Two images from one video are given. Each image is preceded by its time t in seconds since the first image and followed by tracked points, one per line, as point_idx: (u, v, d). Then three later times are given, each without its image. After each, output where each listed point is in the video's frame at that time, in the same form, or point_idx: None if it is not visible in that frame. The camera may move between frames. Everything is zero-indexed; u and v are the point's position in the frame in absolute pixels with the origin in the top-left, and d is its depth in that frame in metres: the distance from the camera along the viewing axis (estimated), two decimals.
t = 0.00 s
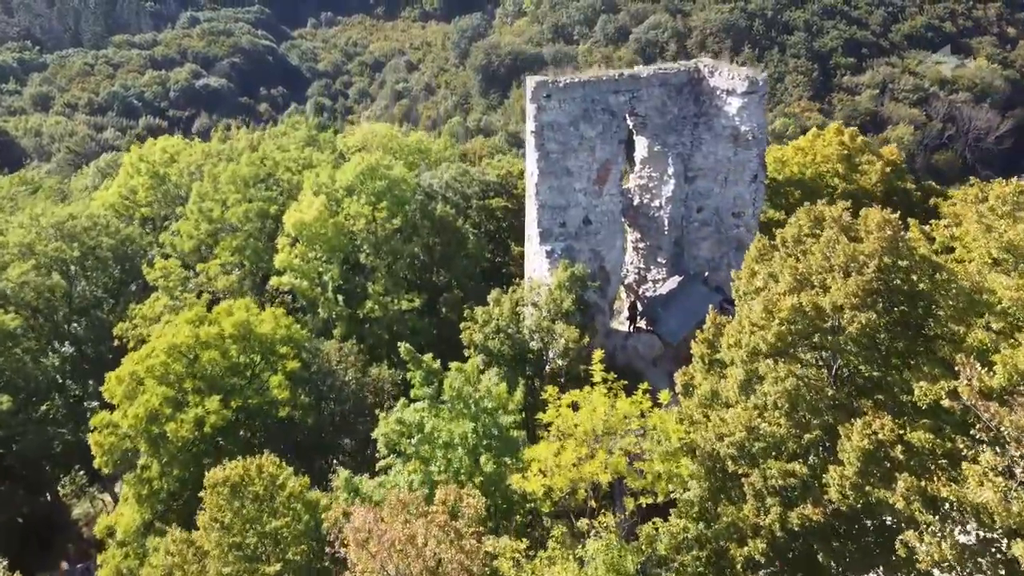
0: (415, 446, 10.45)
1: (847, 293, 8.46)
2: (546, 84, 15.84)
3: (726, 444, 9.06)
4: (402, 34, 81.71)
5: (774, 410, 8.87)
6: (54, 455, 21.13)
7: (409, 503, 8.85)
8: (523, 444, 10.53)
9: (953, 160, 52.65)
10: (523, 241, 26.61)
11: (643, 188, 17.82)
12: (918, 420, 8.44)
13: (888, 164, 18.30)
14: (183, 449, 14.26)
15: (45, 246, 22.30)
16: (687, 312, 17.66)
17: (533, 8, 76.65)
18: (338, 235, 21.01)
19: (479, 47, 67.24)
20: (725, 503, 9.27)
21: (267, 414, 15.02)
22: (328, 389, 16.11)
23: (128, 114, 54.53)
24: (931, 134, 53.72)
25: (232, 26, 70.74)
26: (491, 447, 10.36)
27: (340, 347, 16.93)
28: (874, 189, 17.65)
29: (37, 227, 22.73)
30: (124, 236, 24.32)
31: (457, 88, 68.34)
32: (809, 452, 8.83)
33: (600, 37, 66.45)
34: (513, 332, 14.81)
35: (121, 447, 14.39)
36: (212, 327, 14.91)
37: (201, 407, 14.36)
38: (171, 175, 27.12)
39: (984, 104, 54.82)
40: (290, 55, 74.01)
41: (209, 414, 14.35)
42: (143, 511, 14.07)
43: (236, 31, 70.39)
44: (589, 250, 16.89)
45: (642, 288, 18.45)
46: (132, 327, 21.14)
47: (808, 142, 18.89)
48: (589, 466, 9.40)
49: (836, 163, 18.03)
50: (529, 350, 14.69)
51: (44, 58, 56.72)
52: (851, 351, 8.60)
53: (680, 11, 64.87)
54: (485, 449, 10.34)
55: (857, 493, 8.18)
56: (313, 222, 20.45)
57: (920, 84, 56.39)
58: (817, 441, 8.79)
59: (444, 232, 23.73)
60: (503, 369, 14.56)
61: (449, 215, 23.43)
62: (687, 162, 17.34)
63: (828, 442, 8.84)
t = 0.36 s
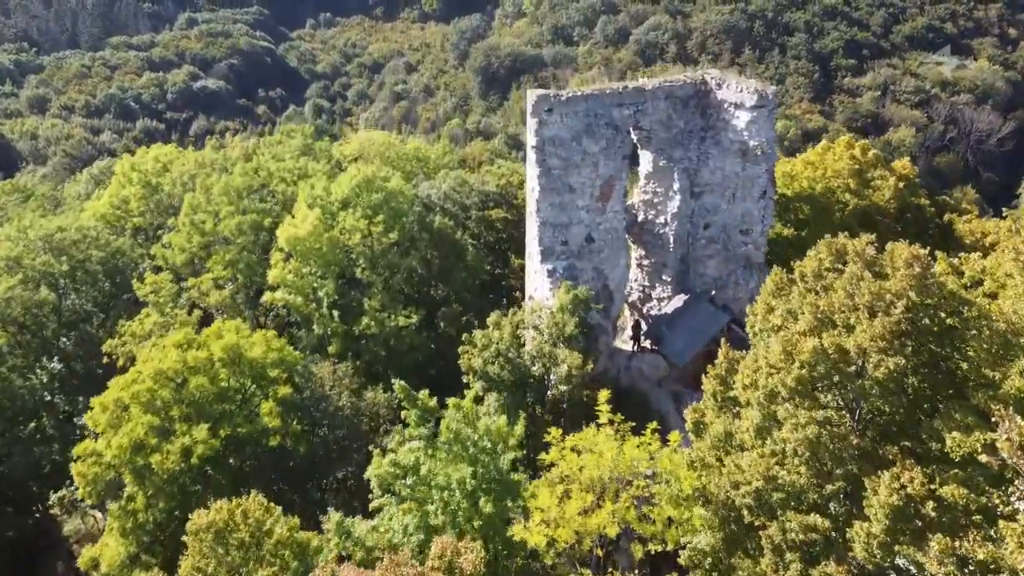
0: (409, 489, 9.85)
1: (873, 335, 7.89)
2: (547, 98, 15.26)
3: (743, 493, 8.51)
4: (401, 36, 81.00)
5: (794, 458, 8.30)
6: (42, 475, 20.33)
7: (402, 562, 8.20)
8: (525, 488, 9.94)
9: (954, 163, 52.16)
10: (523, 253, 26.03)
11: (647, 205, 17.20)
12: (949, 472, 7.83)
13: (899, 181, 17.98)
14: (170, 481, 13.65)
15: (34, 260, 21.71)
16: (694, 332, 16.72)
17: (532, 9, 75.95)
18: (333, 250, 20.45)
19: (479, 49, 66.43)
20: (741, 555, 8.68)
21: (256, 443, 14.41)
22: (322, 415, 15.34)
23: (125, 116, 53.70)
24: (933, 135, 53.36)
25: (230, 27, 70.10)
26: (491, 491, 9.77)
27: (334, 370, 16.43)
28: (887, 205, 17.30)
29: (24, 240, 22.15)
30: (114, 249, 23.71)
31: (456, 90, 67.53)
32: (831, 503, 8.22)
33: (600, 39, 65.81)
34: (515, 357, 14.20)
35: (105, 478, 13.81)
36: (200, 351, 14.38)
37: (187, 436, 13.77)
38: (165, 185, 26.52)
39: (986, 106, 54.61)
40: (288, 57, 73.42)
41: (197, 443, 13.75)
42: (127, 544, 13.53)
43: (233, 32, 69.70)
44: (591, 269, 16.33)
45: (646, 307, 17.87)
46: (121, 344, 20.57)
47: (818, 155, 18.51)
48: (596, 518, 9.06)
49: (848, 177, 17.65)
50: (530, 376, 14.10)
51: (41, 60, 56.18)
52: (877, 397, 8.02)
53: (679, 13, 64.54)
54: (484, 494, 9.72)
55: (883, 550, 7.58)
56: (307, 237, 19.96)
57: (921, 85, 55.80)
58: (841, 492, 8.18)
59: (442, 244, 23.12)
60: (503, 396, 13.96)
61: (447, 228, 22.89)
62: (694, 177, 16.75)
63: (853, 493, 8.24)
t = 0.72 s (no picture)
0: (399, 538, 9.24)
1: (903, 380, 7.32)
2: (548, 112, 14.68)
3: (761, 549, 7.90)
4: (400, 37, 80.23)
5: (816, 512, 7.68)
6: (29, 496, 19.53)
7: None
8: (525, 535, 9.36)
9: (957, 163, 52.27)
10: (523, 266, 25.48)
11: (652, 221, 16.65)
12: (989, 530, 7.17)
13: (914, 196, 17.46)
14: (154, 515, 13.09)
15: (20, 273, 21.05)
16: (697, 355, 16.06)
17: (531, 10, 75.25)
18: (328, 265, 19.76)
19: (478, 50, 65.75)
20: None
21: (243, 473, 13.75)
22: (313, 442, 14.67)
23: (122, 118, 53.26)
24: (934, 137, 52.84)
25: (228, 28, 69.47)
26: (489, 542, 9.16)
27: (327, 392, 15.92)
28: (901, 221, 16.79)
29: (10, 253, 21.51)
30: (103, 262, 23.10)
31: (456, 91, 66.73)
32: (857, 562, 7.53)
33: (600, 40, 65.23)
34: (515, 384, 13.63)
35: (85, 511, 13.21)
36: (186, 377, 13.85)
37: (172, 468, 13.19)
38: (155, 195, 25.79)
39: (988, 108, 54.33)
40: (287, 59, 72.82)
41: (181, 475, 13.16)
42: None
43: (232, 32, 69.01)
44: (594, 289, 15.75)
45: (651, 326, 17.27)
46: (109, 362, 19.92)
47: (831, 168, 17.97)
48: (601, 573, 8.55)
49: (861, 192, 17.15)
50: (530, 404, 13.51)
51: (38, 62, 55.74)
52: (908, 447, 7.44)
53: (679, 14, 64.09)
54: (481, 547, 9.13)
55: None
56: (300, 252, 19.29)
57: (923, 87, 55.20)
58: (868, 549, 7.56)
59: (440, 257, 22.41)
60: (502, 425, 13.43)
61: (445, 240, 22.32)
62: (700, 193, 16.16)
63: (881, 550, 7.61)
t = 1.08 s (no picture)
0: None
1: (941, 441, 7.60)
2: (547, 128, 14.07)
3: None
4: (397, 38, 79.54)
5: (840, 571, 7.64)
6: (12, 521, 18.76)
7: None
8: None
9: (958, 165, 52.29)
10: (521, 278, 24.91)
11: (654, 238, 16.07)
12: None
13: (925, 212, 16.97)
14: (134, 553, 12.45)
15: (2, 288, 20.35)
16: (702, 380, 15.45)
17: (529, 11, 74.60)
18: (320, 282, 19.08)
19: (476, 52, 65.14)
20: None
21: (229, 508, 13.18)
22: (303, 472, 14.26)
23: (117, 121, 52.60)
24: (934, 139, 52.35)
25: (224, 30, 68.79)
26: None
27: (317, 419, 15.35)
28: (913, 239, 16.27)
29: None
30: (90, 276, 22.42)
31: (453, 93, 65.93)
32: None
33: (598, 41, 64.66)
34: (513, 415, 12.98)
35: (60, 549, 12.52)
36: (169, 406, 13.23)
37: (154, 504, 12.57)
38: (144, 205, 25.05)
39: (987, 110, 54.12)
40: (283, 60, 72.16)
41: (164, 511, 12.53)
42: None
43: (228, 34, 68.35)
44: (595, 310, 15.19)
45: (654, 346, 16.72)
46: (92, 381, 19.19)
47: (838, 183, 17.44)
48: None
49: (871, 208, 16.61)
50: (529, 434, 12.88)
51: (32, 64, 55.09)
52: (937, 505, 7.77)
53: (678, 16, 63.67)
54: None
55: None
56: (291, 269, 18.58)
57: (922, 88, 54.82)
58: None
59: (435, 271, 21.85)
60: (499, 456, 12.80)
61: (441, 253, 21.78)
62: (705, 210, 15.60)
63: None
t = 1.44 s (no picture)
0: None
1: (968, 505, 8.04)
2: (545, 143, 13.46)
3: None
4: (392, 38, 78.83)
5: None
6: None
7: None
8: None
9: (956, 168, 51.72)
10: (518, 292, 24.02)
11: (655, 255, 15.47)
12: None
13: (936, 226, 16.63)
14: None
15: None
16: (706, 404, 14.82)
17: (525, 11, 73.94)
18: (309, 299, 18.41)
19: (471, 53, 64.44)
20: None
21: (210, 546, 12.64)
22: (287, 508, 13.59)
23: (109, 123, 51.89)
24: (931, 140, 51.77)
25: (217, 31, 68.05)
26: None
27: (304, 444, 14.87)
28: (924, 255, 15.91)
29: None
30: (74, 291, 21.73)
31: (448, 94, 65.11)
32: None
33: (594, 42, 64.09)
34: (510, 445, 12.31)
35: None
36: (148, 437, 12.64)
37: (131, 541, 11.87)
38: (130, 216, 24.32)
39: (984, 111, 53.63)
40: (277, 61, 71.43)
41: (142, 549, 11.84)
42: None
43: (221, 35, 67.61)
44: (594, 331, 14.59)
45: (655, 367, 16.16)
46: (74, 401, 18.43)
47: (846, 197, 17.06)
48: None
49: (880, 224, 16.22)
50: (527, 465, 12.26)
51: (24, 65, 54.32)
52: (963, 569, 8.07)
53: (674, 17, 63.18)
54: None
55: None
56: (279, 285, 17.90)
57: (919, 89, 54.36)
58: None
59: (428, 285, 21.32)
60: (496, 490, 12.08)
61: (434, 266, 21.27)
62: (708, 227, 15.03)
63: None
